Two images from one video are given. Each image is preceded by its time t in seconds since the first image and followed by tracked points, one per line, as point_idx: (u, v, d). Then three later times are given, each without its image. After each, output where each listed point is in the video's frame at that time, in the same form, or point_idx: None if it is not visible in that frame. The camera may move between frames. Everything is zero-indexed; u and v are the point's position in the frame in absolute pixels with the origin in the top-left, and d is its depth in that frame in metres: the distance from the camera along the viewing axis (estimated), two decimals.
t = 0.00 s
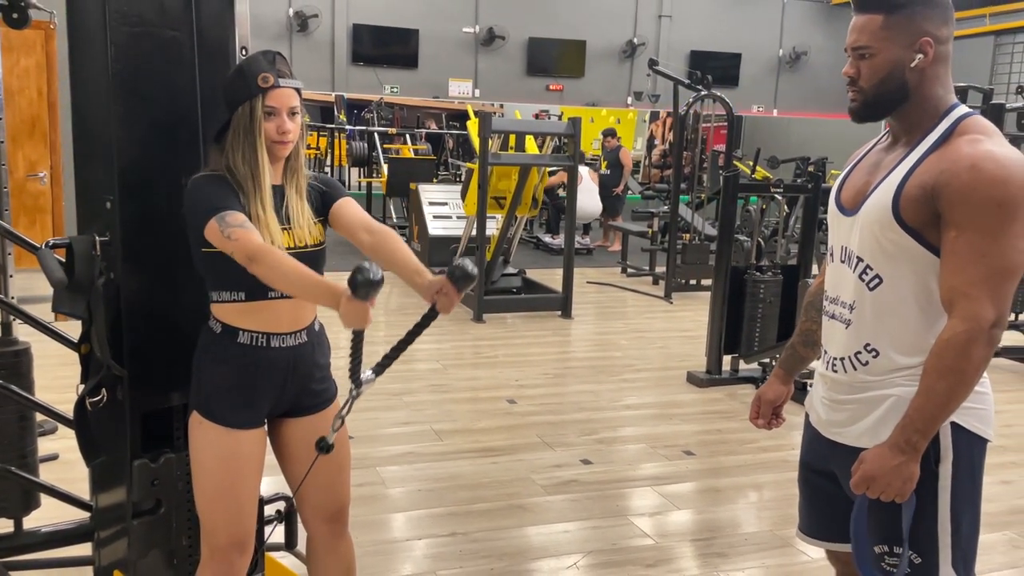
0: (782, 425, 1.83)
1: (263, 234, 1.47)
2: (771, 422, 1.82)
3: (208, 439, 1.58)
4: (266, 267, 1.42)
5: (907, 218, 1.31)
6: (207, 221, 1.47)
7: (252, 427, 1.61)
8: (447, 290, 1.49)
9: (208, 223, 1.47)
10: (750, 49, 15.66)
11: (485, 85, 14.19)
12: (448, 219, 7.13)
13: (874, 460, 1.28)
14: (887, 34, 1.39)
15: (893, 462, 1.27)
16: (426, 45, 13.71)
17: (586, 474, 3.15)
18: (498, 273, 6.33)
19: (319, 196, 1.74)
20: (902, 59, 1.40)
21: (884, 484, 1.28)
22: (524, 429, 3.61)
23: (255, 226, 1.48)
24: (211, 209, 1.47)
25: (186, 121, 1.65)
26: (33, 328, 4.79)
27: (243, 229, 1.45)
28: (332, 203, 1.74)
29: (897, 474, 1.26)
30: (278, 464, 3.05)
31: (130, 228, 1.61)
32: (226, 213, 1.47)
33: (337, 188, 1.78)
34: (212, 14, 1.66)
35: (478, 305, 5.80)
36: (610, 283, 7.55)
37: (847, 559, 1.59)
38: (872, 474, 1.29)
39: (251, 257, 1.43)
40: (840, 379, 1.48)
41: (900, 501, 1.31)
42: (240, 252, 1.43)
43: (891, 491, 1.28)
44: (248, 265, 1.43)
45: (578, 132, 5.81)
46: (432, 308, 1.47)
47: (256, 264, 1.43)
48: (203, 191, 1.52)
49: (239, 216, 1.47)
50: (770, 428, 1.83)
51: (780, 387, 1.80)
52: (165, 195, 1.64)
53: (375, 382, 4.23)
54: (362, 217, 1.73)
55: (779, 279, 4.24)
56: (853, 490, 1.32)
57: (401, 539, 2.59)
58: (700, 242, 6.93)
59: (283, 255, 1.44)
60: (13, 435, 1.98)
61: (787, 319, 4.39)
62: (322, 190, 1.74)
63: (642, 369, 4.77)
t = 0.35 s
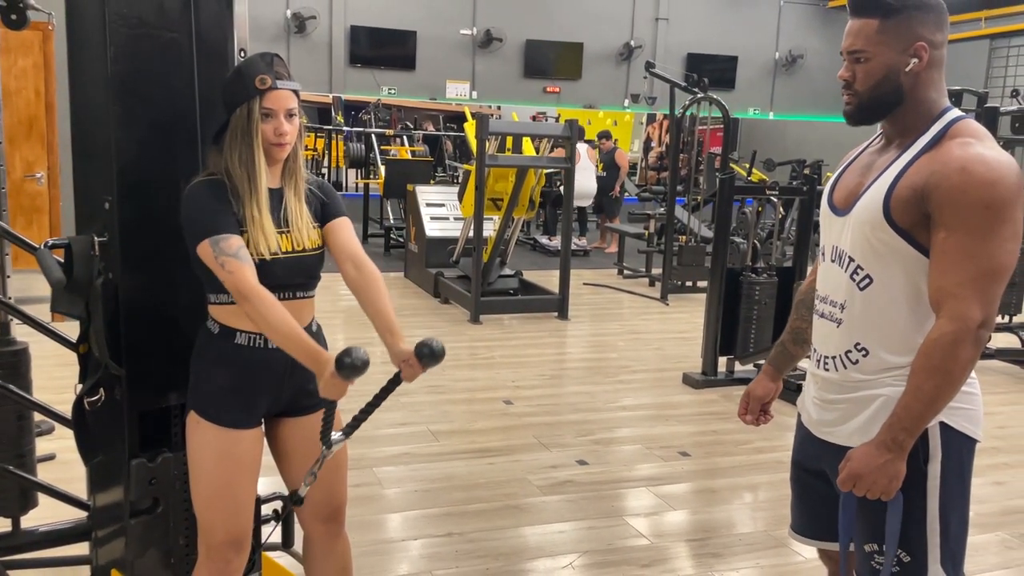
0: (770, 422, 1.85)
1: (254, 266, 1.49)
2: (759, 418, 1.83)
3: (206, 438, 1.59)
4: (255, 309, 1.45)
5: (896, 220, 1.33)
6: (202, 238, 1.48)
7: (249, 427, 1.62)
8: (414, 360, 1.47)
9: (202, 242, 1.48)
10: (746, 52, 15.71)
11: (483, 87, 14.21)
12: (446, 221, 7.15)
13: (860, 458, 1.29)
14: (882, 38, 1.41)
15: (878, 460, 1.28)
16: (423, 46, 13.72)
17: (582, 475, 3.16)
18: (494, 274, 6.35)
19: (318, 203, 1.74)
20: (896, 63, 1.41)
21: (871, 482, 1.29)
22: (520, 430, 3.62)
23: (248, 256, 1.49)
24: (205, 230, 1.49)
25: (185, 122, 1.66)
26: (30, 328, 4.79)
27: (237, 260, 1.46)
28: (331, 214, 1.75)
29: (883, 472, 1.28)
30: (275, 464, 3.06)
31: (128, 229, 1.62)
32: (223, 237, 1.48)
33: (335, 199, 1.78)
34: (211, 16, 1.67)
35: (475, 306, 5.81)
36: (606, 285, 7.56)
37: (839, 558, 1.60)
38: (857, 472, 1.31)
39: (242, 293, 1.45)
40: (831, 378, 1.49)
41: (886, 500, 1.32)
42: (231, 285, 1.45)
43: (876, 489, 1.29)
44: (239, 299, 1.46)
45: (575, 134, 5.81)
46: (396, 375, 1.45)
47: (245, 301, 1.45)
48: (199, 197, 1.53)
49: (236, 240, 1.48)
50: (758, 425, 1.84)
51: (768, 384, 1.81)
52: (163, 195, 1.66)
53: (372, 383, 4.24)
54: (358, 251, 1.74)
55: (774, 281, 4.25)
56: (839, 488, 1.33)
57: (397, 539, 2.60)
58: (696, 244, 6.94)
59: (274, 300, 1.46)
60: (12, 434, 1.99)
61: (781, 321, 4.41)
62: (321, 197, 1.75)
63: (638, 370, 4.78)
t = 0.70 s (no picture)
0: (765, 420, 1.85)
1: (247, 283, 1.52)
2: (755, 416, 1.84)
3: (206, 437, 1.60)
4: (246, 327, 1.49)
5: (892, 219, 1.34)
6: (198, 246, 1.50)
7: (248, 426, 1.64)
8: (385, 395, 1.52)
9: (196, 250, 1.50)
10: (744, 55, 15.74)
11: (481, 89, 14.23)
12: (444, 223, 7.16)
13: (852, 456, 1.31)
14: (882, 40, 1.41)
15: (871, 458, 1.29)
16: (422, 49, 13.74)
17: (580, 475, 3.17)
18: (493, 276, 6.36)
19: (318, 207, 1.75)
20: (896, 65, 1.42)
21: (863, 480, 1.30)
22: (518, 430, 3.63)
23: (244, 271, 1.52)
24: (201, 239, 1.50)
25: (185, 123, 1.67)
26: (29, 329, 4.80)
27: (232, 275, 1.50)
28: (330, 220, 1.75)
29: (876, 469, 1.29)
30: (274, 464, 3.07)
31: (129, 228, 1.63)
32: (221, 249, 1.51)
33: (335, 206, 1.78)
34: (211, 16, 1.68)
35: (473, 308, 5.81)
36: (604, 287, 7.57)
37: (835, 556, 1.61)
38: (850, 469, 1.32)
39: (235, 308, 1.49)
40: (828, 377, 1.50)
41: (879, 497, 1.33)
42: (226, 300, 1.50)
43: (869, 487, 1.30)
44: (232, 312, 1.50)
45: (574, 136, 5.81)
46: (367, 405, 1.49)
47: (238, 317, 1.50)
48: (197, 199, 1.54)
49: (232, 251, 1.51)
50: (753, 422, 1.84)
51: (765, 382, 1.82)
52: (163, 195, 1.67)
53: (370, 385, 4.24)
54: (347, 264, 1.72)
55: (772, 283, 4.25)
56: (833, 485, 1.34)
57: (395, 539, 2.61)
58: (694, 247, 6.95)
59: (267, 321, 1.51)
60: (12, 434, 2.00)
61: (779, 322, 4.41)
62: (321, 202, 1.75)
63: (635, 372, 4.79)
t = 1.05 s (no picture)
0: (766, 427, 1.86)
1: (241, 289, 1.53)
2: (755, 423, 1.85)
3: (201, 439, 1.60)
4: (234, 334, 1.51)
5: (887, 226, 1.34)
6: (192, 251, 1.53)
7: (246, 428, 1.64)
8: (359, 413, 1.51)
9: (191, 254, 1.52)
10: (745, 59, 15.76)
11: (483, 93, 14.25)
12: (444, 226, 7.17)
13: (848, 462, 1.31)
14: (880, 45, 1.40)
15: (867, 465, 1.29)
16: (422, 53, 13.77)
17: (578, 480, 3.17)
18: (492, 280, 6.36)
19: (314, 211, 1.75)
20: (893, 70, 1.41)
21: (858, 486, 1.30)
22: (516, 435, 3.62)
23: (237, 277, 1.54)
24: (196, 244, 1.52)
25: (184, 127, 1.67)
26: (28, 331, 4.80)
27: (226, 282, 1.51)
28: (325, 226, 1.75)
29: (871, 476, 1.29)
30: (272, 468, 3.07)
31: (126, 231, 1.63)
32: (215, 254, 1.52)
33: (331, 211, 1.78)
34: (210, 20, 1.69)
35: (472, 311, 5.82)
36: (604, 291, 7.58)
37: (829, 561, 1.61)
38: (846, 475, 1.32)
39: (227, 314, 1.51)
40: (823, 382, 1.50)
41: (875, 503, 1.33)
42: (218, 305, 1.51)
43: (865, 493, 1.30)
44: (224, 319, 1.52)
45: (574, 141, 5.81)
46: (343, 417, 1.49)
47: (230, 324, 1.51)
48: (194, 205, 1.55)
49: (226, 256, 1.53)
50: (754, 429, 1.85)
51: (765, 389, 1.83)
52: (162, 199, 1.67)
53: (369, 388, 4.24)
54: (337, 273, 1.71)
55: (771, 288, 4.26)
56: (828, 491, 1.34)
57: (393, 543, 2.60)
58: (694, 251, 6.95)
59: (258, 329, 1.52)
60: (9, 435, 2.00)
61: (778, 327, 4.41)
62: (317, 206, 1.75)
63: (634, 376, 4.79)
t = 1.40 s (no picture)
0: (760, 437, 1.84)
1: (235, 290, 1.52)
2: (748, 433, 1.83)
3: (186, 448, 1.61)
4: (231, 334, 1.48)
5: (876, 236, 1.32)
6: (182, 257, 1.50)
7: (232, 437, 1.65)
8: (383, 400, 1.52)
9: (183, 261, 1.50)
10: (748, 66, 15.77)
11: (486, 98, 14.27)
12: (445, 232, 7.17)
13: (835, 475, 1.29)
14: (871, 53, 1.39)
15: (854, 479, 1.28)
16: (425, 59, 13.79)
17: (574, 488, 3.16)
18: (492, 286, 6.35)
19: (302, 219, 1.74)
20: (884, 78, 1.40)
21: (845, 500, 1.28)
22: (513, 442, 3.61)
23: (230, 278, 1.52)
24: (186, 250, 1.49)
25: (172, 132, 1.66)
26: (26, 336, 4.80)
27: (218, 282, 1.49)
28: (315, 233, 1.74)
29: (858, 490, 1.27)
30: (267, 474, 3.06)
31: (114, 237, 1.63)
32: (205, 257, 1.50)
33: (320, 217, 1.78)
34: (200, 26, 1.68)
35: (471, 317, 5.81)
36: (605, 297, 7.57)
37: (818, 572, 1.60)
38: (833, 489, 1.30)
39: (221, 316, 1.48)
40: (812, 393, 1.49)
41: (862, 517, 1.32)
42: (212, 308, 1.49)
43: (851, 507, 1.28)
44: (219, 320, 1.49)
45: (574, 146, 5.81)
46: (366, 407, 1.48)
47: (226, 325, 1.49)
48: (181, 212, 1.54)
49: (216, 260, 1.51)
50: (747, 439, 1.83)
51: (758, 399, 1.81)
52: (149, 205, 1.66)
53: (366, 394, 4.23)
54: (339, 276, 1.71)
55: (770, 295, 4.24)
56: (815, 504, 1.33)
57: (393, 550, 2.60)
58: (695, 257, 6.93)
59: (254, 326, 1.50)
60: None
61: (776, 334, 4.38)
62: (305, 212, 1.75)
63: (633, 383, 4.78)
